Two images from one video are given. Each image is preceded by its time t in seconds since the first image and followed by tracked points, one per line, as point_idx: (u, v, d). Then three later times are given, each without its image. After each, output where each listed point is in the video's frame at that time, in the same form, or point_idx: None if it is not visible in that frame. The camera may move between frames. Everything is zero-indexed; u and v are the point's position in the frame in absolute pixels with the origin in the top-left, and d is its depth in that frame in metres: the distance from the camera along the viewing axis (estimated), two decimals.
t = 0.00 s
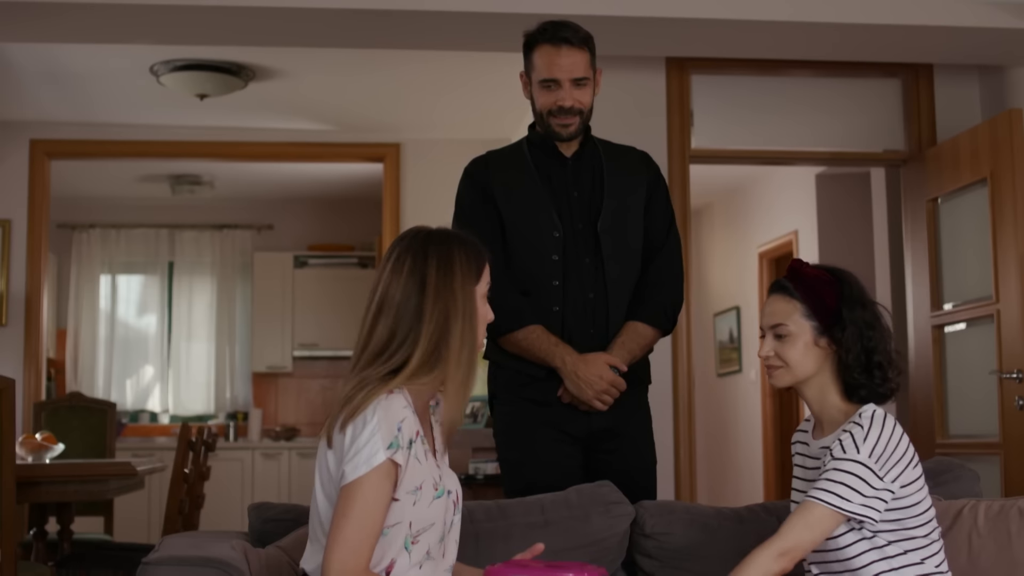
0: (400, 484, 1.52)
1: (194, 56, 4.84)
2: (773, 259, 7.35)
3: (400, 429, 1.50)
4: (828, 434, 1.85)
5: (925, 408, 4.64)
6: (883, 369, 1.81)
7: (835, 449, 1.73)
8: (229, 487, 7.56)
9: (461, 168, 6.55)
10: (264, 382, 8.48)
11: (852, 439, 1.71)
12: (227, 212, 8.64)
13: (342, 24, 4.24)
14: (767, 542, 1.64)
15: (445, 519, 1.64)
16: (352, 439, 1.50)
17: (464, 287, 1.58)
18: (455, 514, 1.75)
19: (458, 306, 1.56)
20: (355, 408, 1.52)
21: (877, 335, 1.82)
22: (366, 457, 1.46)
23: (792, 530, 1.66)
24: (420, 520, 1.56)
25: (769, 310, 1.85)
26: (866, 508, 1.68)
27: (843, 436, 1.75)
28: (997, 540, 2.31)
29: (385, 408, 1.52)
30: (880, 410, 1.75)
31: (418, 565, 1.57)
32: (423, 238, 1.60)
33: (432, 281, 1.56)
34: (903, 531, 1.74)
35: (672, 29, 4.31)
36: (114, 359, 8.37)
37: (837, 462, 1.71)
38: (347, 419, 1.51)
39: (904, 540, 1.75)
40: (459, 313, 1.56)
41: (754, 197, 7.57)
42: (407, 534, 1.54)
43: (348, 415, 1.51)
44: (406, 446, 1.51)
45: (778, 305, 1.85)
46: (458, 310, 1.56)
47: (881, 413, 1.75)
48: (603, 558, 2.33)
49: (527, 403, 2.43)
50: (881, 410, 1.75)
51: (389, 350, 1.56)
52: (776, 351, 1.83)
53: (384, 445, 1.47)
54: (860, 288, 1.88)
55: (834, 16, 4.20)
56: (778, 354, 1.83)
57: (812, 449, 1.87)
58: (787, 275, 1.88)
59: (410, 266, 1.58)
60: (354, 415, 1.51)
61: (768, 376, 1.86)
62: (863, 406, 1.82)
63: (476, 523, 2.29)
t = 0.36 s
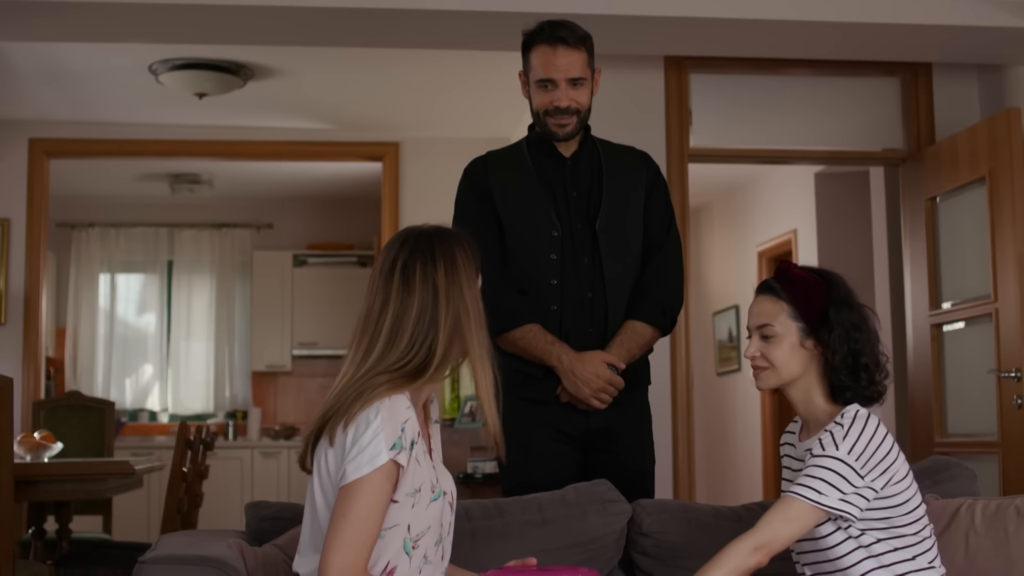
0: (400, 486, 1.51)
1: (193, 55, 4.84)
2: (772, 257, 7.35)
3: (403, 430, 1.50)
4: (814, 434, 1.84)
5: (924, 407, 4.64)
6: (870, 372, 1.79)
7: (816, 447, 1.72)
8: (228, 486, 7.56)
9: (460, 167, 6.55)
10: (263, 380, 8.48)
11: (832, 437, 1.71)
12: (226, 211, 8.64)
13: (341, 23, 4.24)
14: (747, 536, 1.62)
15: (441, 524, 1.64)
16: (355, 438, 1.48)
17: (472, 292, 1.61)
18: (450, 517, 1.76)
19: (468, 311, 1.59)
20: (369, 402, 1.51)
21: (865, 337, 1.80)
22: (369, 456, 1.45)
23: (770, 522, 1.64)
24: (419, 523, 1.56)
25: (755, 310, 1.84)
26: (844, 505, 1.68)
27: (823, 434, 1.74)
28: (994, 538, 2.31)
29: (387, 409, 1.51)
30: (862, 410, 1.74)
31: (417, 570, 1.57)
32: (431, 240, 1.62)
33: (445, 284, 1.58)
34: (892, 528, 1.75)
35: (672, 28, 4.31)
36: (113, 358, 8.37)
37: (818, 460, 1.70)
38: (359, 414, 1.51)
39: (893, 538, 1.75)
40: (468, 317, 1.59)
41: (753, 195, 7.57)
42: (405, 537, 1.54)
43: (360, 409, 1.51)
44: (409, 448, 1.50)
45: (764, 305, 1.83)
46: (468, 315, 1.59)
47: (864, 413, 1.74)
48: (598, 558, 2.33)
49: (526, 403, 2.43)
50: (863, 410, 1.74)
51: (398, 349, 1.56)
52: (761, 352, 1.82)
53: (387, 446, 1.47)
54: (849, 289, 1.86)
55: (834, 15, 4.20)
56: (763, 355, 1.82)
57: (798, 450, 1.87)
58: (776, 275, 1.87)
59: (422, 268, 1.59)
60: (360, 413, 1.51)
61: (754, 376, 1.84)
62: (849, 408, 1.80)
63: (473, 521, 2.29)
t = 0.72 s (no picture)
0: (381, 482, 1.54)
1: (191, 55, 4.84)
2: (770, 257, 7.35)
3: (382, 427, 1.53)
4: (783, 440, 1.84)
5: (922, 408, 4.64)
6: (838, 377, 1.79)
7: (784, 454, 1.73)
8: (227, 486, 7.56)
9: (459, 168, 6.55)
10: (262, 381, 8.47)
11: (799, 444, 1.72)
12: (225, 211, 8.64)
13: (339, 23, 4.24)
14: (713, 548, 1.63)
15: (429, 521, 1.66)
16: (334, 437, 1.52)
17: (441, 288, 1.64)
18: (439, 514, 1.80)
19: (437, 308, 1.62)
20: (347, 403, 1.55)
21: (834, 342, 1.80)
22: (347, 454, 1.49)
23: (738, 534, 1.65)
24: (403, 520, 1.59)
25: (723, 314, 1.85)
26: (813, 510, 1.68)
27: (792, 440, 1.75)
28: (990, 538, 2.31)
29: (366, 407, 1.54)
30: (831, 415, 1.75)
31: (404, 567, 1.59)
32: (399, 241, 1.65)
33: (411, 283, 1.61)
34: (870, 529, 1.77)
35: (670, 29, 4.31)
36: (112, 358, 8.37)
37: (785, 468, 1.71)
38: (334, 415, 1.54)
39: (872, 539, 1.77)
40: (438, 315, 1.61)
41: (752, 196, 7.57)
42: (390, 533, 1.57)
43: (334, 411, 1.55)
44: (388, 443, 1.53)
45: (732, 309, 1.84)
46: (438, 312, 1.62)
47: (831, 419, 1.75)
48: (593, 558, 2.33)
49: (530, 403, 2.43)
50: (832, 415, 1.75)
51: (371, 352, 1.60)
52: (727, 357, 1.83)
53: (365, 444, 1.50)
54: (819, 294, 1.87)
55: (833, 15, 4.20)
56: (729, 360, 1.83)
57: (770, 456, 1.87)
58: (745, 279, 1.87)
59: (393, 269, 1.63)
60: (336, 413, 1.55)
61: (720, 383, 1.85)
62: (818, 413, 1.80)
63: (469, 521, 2.29)
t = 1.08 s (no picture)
0: (363, 478, 1.68)
1: (189, 55, 4.84)
2: (768, 257, 7.36)
3: (363, 422, 1.67)
4: (759, 451, 1.84)
5: (919, 408, 4.64)
6: (801, 385, 1.79)
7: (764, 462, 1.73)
8: (225, 486, 7.56)
9: (458, 168, 6.55)
10: (260, 380, 8.47)
11: (778, 451, 1.72)
12: (223, 210, 8.64)
13: (336, 23, 4.25)
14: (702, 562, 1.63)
15: (417, 520, 1.79)
16: (317, 433, 1.66)
17: (422, 288, 1.78)
18: (432, 512, 1.93)
19: (415, 306, 1.76)
20: (331, 400, 1.69)
21: (794, 350, 1.80)
22: (329, 449, 1.62)
23: (724, 546, 1.65)
24: (389, 517, 1.72)
25: (685, 331, 1.85)
26: (795, 518, 1.69)
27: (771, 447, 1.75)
28: (985, 538, 2.32)
29: (350, 403, 1.69)
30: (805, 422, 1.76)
31: (392, 562, 1.72)
32: (387, 247, 1.81)
33: (390, 285, 1.76)
34: (854, 532, 1.79)
35: (668, 29, 4.31)
36: (110, 358, 8.36)
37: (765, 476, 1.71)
38: (319, 412, 1.69)
39: (857, 541, 1.79)
40: (416, 313, 1.75)
41: (750, 195, 7.57)
42: (376, 529, 1.70)
43: (319, 408, 1.69)
44: (370, 439, 1.67)
45: (692, 326, 1.84)
46: (417, 310, 1.76)
47: (805, 425, 1.75)
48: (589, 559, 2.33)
49: (530, 403, 2.43)
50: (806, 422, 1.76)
51: (356, 352, 1.76)
52: (693, 373, 1.83)
53: (347, 439, 1.64)
54: (776, 302, 1.87)
55: (832, 15, 4.20)
56: (696, 376, 1.83)
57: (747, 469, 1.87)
58: (703, 294, 1.87)
59: (380, 270, 1.78)
60: (321, 411, 1.69)
61: (689, 399, 1.85)
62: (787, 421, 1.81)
63: (465, 521, 2.30)
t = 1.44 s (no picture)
0: (353, 477, 1.68)
1: (187, 55, 4.84)
2: (767, 257, 7.36)
3: (354, 423, 1.67)
4: (756, 453, 1.86)
5: (916, 408, 4.64)
6: (796, 387, 1.80)
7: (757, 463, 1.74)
8: (224, 486, 7.56)
9: (456, 168, 6.54)
10: (259, 380, 8.47)
11: (770, 451, 1.72)
12: (222, 211, 8.64)
13: (333, 23, 4.25)
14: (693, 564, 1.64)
15: (407, 519, 1.79)
16: (308, 432, 1.66)
17: (411, 289, 1.78)
18: (423, 513, 1.93)
19: (401, 305, 1.76)
20: (320, 400, 1.70)
21: (787, 352, 1.81)
22: (319, 449, 1.63)
23: (716, 547, 1.66)
24: (379, 518, 1.72)
25: (679, 336, 1.86)
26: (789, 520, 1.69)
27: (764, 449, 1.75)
28: (979, 538, 2.32)
29: (341, 403, 1.69)
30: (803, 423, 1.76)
31: (382, 563, 1.73)
32: (378, 249, 1.82)
33: (377, 285, 1.76)
34: (851, 534, 1.78)
35: (666, 29, 4.31)
36: (109, 359, 8.36)
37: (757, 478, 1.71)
38: (309, 411, 1.69)
39: (853, 543, 1.78)
40: (402, 312, 1.76)
41: (748, 195, 7.57)
42: (366, 529, 1.70)
43: (309, 407, 1.69)
44: (360, 439, 1.68)
45: (686, 330, 1.85)
46: (403, 309, 1.76)
47: (802, 427, 1.75)
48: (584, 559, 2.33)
49: (524, 403, 2.43)
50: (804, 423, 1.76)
51: (345, 353, 1.76)
52: (689, 378, 1.84)
53: (337, 439, 1.64)
54: (767, 303, 1.87)
55: (830, 15, 4.20)
56: (692, 380, 1.84)
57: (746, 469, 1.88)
58: (696, 298, 1.88)
59: (373, 271, 1.79)
60: (311, 411, 1.69)
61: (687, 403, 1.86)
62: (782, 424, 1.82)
63: (459, 521, 2.30)
